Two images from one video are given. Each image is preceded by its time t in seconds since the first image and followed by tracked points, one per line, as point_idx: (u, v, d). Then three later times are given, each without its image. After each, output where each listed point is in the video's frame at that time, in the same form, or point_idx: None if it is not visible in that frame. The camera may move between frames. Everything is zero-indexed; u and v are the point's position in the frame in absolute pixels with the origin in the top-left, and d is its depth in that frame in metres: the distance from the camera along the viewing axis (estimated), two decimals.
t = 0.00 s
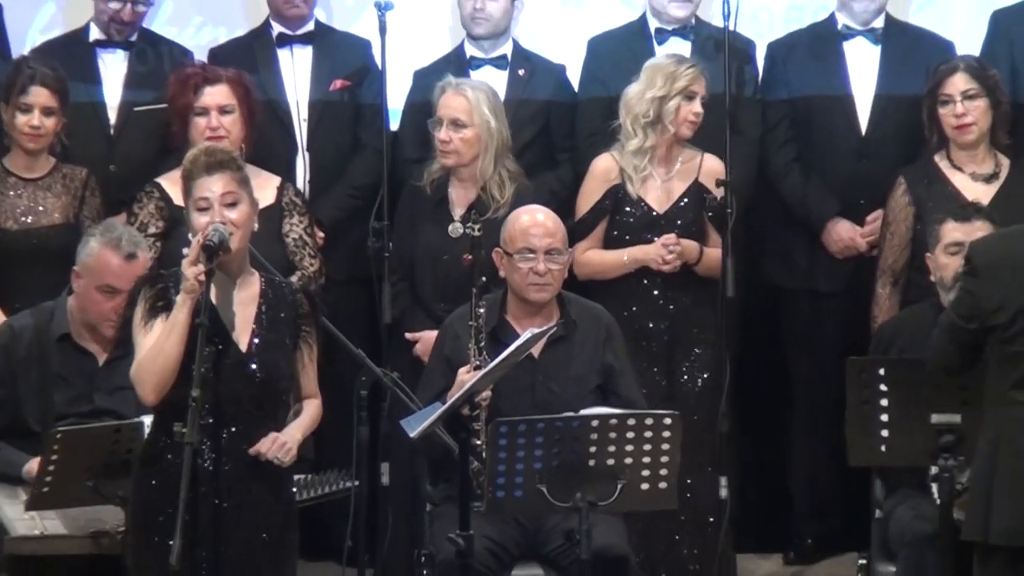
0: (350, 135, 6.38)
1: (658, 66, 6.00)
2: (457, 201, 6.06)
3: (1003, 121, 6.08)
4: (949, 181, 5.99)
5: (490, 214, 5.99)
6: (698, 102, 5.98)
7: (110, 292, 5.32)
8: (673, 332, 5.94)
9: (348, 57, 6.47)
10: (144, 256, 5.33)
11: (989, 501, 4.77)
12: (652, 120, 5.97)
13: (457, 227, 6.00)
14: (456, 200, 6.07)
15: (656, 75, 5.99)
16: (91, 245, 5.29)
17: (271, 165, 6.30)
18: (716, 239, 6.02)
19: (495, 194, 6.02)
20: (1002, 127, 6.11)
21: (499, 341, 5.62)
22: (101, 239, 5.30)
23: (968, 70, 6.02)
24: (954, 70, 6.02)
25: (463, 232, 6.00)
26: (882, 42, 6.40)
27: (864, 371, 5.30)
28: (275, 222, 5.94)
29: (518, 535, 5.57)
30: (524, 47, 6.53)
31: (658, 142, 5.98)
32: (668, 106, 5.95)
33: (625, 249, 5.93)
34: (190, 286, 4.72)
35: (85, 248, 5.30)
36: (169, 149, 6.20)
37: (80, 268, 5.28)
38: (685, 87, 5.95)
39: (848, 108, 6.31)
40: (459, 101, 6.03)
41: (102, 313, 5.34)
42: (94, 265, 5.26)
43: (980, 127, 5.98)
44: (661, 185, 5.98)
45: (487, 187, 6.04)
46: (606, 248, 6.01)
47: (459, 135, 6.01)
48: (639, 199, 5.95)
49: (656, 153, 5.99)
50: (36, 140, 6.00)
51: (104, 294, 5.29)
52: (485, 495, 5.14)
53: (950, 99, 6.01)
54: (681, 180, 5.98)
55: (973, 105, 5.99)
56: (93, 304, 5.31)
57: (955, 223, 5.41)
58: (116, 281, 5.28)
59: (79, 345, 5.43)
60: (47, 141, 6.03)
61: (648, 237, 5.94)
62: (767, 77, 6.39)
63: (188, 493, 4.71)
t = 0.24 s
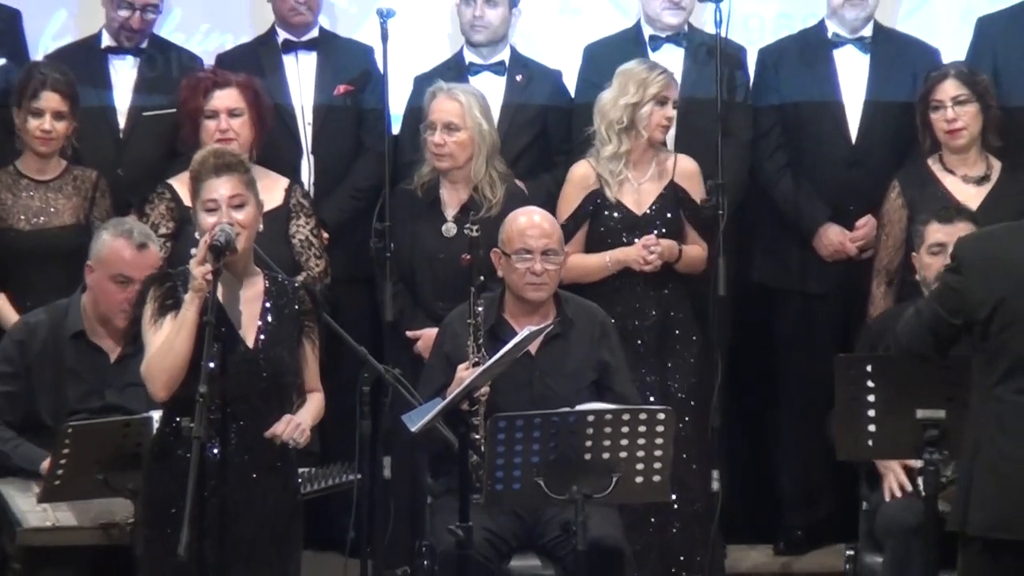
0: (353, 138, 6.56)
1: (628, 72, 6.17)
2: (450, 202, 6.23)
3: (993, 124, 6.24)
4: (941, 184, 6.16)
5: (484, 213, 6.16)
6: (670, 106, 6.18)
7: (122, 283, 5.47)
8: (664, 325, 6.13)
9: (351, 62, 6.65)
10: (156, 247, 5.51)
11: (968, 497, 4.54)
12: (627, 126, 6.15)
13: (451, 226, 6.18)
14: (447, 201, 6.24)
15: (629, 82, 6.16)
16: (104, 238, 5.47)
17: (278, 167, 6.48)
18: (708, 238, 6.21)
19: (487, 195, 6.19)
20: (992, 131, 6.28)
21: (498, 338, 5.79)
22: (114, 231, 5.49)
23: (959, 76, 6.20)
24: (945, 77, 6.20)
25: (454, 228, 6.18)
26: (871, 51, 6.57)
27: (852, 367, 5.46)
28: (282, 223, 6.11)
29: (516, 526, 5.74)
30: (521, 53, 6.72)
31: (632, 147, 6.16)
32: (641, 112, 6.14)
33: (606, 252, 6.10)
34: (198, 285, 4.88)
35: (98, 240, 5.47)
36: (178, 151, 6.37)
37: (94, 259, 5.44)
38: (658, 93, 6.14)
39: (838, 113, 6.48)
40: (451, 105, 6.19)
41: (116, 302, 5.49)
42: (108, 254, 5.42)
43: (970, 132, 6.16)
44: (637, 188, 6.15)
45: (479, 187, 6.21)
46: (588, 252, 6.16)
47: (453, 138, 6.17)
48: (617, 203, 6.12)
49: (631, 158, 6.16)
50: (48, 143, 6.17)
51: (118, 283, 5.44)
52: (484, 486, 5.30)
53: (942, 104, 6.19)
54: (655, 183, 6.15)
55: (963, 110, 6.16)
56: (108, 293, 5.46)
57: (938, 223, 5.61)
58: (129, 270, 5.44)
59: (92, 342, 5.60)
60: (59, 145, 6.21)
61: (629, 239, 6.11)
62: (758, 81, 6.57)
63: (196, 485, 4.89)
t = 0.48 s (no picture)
0: (358, 141, 6.74)
1: (610, 79, 6.40)
2: (442, 203, 6.42)
3: (983, 130, 6.40)
4: (932, 188, 6.33)
5: (477, 212, 6.35)
6: (651, 111, 6.37)
7: (129, 277, 5.63)
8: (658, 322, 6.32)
9: (357, 67, 6.84)
10: (163, 242, 5.67)
11: (954, 482, 4.69)
12: (610, 131, 6.35)
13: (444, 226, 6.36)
14: (438, 201, 6.43)
15: (610, 89, 6.37)
16: (114, 233, 5.64)
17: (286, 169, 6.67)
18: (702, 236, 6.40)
19: (478, 194, 6.38)
20: (981, 135, 6.42)
21: (498, 336, 5.96)
22: (124, 226, 5.66)
23: (949, 82, 6.36)
24: (935, 83, 6.35)
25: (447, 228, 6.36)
26: (860, 58, 6.76)
27: (843, 364, 5.61)
28: (288, 224, 6.29)
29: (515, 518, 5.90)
30: (521, 59, 6.89)
31: (616, 151, 6.35)
32: (625, 116, 6.33)
33: (598, 255, 6.27)
34: (207, 283, 5.03)
35: (109, 235, 5.64)
36: (188, 155, 6.55)
37: (105, 253, 5.61)
38: (639, 97, 6.34)
39: (830, 117, 6.66)
40: (443, 109, 6.38)
41: (122, 295, 5.65)
42: (116, 248, 5.59)
43: (960, 137, 6.31)
44: (624, 192, 6.33)
45: (469, 188, 6.41)
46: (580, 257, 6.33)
47: (447, 139, 6.35)
48: (606, 207, 6.30)
49: (616, 162, 6.36)
50: (60, 145, 6.35)
51: (125, 276, 5.61)
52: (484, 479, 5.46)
53: (932, 110, 6.34)
54: (641, 185, 6.35)
55: (953, 116, 6.32)
56: (115, 285, 5.62)
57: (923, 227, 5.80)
58: (137, 263, 5.60)
59: (106, 339, 5.77)
60: (71, 147, 6.39)
61: (621, 242, 6.27)
62: (750, 85, 6.76)
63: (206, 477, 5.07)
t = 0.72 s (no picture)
0: (363, 151, 6.93)
1: (604, 92, 6.58)
2: (434, 213, 6.59)
3: (967, 140, 6.60)
4: (919, 197, 6.53)
5: (468, 222, 6.55)
6: (647, 121, 6.57)
7: (141, 282, 5.83)
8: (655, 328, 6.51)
9: (363, 80, 7.06)
10: (172, 247, 5.87)
11: (942, 481, 4.79)
12: (607, 143, 6.55)
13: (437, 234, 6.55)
14: (429, 212, 6.60)
15: (607, 101, 6.56)
16: (123, 241, 5.84)
17: (294, 178, 6.89)
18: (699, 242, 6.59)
19: (469, 205, 6.57)
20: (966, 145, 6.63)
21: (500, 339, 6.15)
22: (133, 234, 5.86)
23: (934, 95, 6.56)
24: (920, 96, 6.55)
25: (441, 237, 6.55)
26: (849, 68, 6.96)
27: (833, 367, 5.80)
28: (295, 232, 6.47)
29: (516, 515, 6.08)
30: (521, 72, 7.07)
31: (614, 161, 6.54)
32: (621, 128, 6.53)
33: (599, 263, 6.46)
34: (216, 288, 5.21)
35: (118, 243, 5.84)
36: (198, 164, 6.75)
37: (115, 260, 5.82)
38: (635, 108, 6.53)
39: (821, 128, 6.88)
40: (433, 123, 6.56)
41: (134, 300, 5.84)
42: (126, 255, 5.79)
43: (944, 148, 6.53)
44: (625, 200, 6.53)
45: (461, 199, 6.58)
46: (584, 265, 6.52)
47: (440, 153, 6.55)
48: (607, 216, 6.50)
49: (614, 171, 6.55)
50: (76, 150, 6.55)
51: (136, 281, 5.81)
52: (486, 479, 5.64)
53: (918, 122, 6.55)
54: (640, 193, 6.54)
55: (938, 128, 6.53)
56: (127, 292, 5.83)
57: (916, 236, 5.95)
58: (147, 269, 5.80)
59: (119, 342, 5.94)
60: (84, 155, 6.58)
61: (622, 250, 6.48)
62: (742, 96, 6.96)
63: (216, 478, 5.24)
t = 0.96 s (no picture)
0: (368, 154, 7.13)
1: (612, 97, 6.75)
2: (428, 214, 6.78)
3: (946, 144, 6.78)
4: (899, 197, 6.70)
5: (460, 222, 6.75)
6: (653, 125, 6.74)
7: (153, 286, 6.01)
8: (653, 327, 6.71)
9: (368, 85, 7.25)
10: (183, 251, 6.05)
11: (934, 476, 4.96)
12: (615, 147, 6.73)
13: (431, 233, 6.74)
14: (422, 212, 6.78)
15: (613, 106, 6.74)
16: (134, 245, 6.01)
17: (301, 180, 7.08)
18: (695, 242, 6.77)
19: (460, 205, 6.77)
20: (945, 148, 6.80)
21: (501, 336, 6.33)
22: (144, 238, 6.03)
23: (915, 99, 6.74)
24: (902, 100, 6.74)
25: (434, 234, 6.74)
26: (840, 73, 7.16)
27: (824, 364, 5.97)
28: (301, 232, 6.66)
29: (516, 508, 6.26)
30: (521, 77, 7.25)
31: (622, 164, 6.72)
32: (628, 132, 6.71)
33: (610, 263, 6.66)
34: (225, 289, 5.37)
35: (130, 247, 6.01)
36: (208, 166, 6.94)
37: (128, 264, 5.99)
38: (641, 113, 6.71)
39: (811, 131, 7.07)
40: (428, 125, 6.74)
41: (147, 304, 6.02)
42: (138, 260, 5.97)
43: (925, 150, 6.70)
44: (634, 202, 6.73)
45: (453, 198, 6.79)
46: (595, 265, 6.71)
47: (437, 154, 6.73)
48: (618, 217, 6.69)
49: (623, 174, 6.74)
50: (87, 153, 6.74)
51: (149, 286, 5.99)
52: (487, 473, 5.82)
53: (899, 125, 6.73)
54: (649, 195, 6.74)
55: (919, 131, 6.70)
56: (140, 295, 6.00)
57: (908, 237, 6.09)
58: (159, 273, 5.98)
59: (130, 340, 6.13)
60: (96, 157, 6.77)
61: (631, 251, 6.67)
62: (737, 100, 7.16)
63: (226, 470, 5.43)
